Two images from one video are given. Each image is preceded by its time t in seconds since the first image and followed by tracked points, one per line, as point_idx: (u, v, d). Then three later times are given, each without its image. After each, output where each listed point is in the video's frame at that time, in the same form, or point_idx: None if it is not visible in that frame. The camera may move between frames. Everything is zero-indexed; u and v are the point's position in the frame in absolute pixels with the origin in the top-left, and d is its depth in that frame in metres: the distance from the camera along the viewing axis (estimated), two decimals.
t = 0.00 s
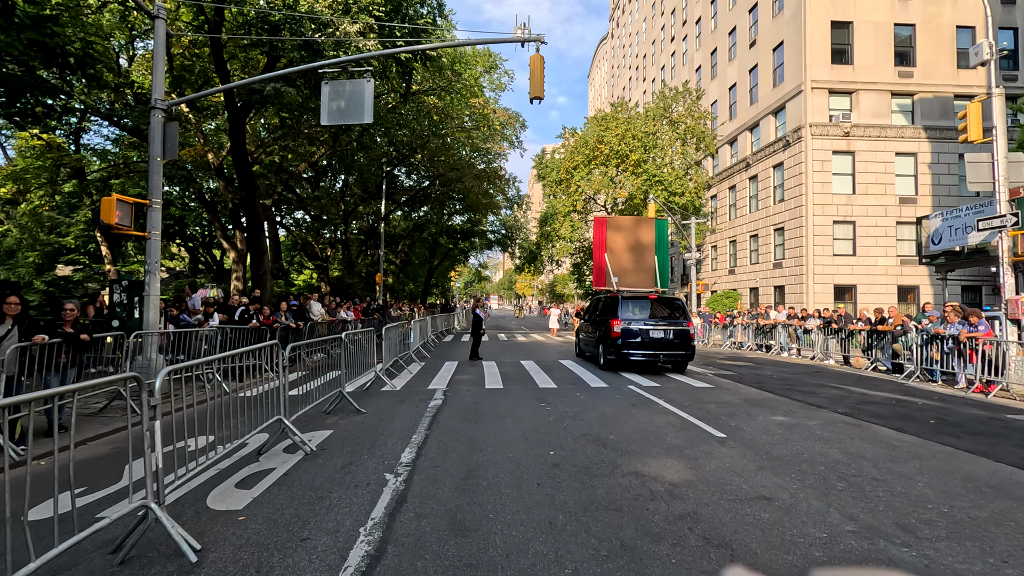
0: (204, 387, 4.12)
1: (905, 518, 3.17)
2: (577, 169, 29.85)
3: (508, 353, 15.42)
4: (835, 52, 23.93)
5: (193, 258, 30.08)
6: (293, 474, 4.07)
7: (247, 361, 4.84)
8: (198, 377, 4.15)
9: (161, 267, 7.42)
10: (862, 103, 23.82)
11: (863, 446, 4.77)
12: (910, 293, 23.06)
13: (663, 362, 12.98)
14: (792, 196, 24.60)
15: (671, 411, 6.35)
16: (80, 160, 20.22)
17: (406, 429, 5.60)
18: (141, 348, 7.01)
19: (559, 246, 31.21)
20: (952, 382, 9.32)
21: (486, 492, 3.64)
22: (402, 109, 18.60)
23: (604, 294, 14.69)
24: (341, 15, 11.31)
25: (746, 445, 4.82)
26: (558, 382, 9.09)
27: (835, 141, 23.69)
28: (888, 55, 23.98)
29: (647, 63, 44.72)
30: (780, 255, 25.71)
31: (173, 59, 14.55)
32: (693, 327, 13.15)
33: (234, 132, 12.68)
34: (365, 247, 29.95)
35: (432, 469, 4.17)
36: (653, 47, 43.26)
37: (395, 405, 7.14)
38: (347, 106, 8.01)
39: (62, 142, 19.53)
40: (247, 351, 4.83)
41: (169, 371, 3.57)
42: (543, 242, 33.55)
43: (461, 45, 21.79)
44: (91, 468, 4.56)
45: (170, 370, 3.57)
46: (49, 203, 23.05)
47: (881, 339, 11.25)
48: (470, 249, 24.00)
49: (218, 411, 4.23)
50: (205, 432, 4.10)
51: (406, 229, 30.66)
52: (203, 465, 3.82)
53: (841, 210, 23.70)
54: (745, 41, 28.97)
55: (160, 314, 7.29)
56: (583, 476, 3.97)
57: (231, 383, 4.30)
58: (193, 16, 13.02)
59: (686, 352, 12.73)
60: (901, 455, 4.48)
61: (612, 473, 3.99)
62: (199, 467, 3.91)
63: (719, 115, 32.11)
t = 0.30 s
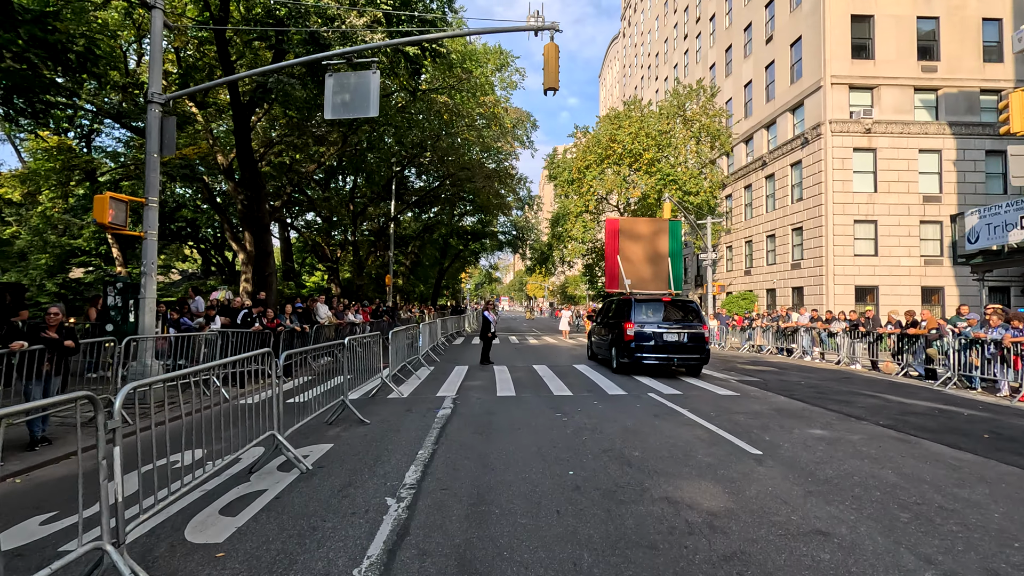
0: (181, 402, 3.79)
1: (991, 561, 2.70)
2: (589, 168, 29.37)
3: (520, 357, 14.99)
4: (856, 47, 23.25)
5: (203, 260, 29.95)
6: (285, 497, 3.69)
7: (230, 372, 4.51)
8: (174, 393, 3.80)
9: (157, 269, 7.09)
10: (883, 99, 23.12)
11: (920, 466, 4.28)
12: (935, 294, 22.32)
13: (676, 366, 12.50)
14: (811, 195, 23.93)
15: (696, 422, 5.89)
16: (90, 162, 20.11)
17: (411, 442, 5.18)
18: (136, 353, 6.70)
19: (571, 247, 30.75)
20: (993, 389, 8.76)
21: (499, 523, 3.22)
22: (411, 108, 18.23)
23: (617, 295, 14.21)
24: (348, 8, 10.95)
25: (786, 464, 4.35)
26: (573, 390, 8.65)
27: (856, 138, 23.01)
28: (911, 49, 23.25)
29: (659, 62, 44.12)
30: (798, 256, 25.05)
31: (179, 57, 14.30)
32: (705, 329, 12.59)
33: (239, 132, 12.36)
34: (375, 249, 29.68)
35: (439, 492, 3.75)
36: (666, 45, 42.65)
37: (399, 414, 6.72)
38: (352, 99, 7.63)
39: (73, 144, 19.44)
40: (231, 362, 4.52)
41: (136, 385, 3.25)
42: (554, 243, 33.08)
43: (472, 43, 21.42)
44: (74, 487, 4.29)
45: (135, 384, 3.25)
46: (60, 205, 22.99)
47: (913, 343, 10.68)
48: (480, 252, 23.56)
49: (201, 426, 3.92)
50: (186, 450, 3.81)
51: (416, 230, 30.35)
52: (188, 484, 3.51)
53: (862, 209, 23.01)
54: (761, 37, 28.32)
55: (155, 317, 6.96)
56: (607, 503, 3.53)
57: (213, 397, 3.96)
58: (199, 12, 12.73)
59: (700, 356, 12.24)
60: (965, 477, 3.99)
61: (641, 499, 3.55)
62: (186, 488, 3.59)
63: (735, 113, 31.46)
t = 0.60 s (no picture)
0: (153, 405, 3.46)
1: None
2: (606, 162, 28.80)
3: (535, 354, 14.56)
4: (884, 33, 22.38)
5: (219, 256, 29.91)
6: (273, 512, 3.29)
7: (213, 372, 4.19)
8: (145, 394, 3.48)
9: (156, 263, 6.79)
10: (913, 86, 22.21)
11: (990, 479, 3.77)
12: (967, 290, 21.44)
13: (694, 363, 11.99)
14: (837, 187, 23.13)
15: (729, 426, 5.40)
16: (105, 159, 20.07)
17: (418, 447, 4.77)
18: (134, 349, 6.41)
19: (586, 243, 30.22)
20: None
21: (513, 546, 2.79)
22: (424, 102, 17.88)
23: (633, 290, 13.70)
24: None
25: (838, 476, 3.85)
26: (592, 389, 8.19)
27: (884, 127, 22.12)
28: (942, 34, 22.31)
29: (677, 54, 43.27)
30: (823, 250, 24.25)
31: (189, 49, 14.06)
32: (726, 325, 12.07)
33: (248, 123, 12.07)
34: (388, 245, 29.43)
35: (445, 507, 3.33)
36: (683, 36, 41.80)
37: (408, 414, 6.32)
38: (358, 82, 7.26)
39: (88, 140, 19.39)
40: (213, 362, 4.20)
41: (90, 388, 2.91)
42: (569, 239, 32.55)
43: (485, 34, 20.99)
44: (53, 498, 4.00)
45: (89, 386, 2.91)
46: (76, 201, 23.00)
47: (953, 340, 10.05)
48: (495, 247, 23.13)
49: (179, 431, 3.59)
50: (164, 456, 3.48)
51: (430, 226, 30.04)
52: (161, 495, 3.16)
53: (890, 202, 22.15)
54: (784, 25, 27.48)
55: (152, 312, 6.64)
56: (636, 523, 3.08)
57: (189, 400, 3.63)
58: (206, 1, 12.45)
59: (721, 352, 11.73)
60: None
61: (676, 519, 3.09)
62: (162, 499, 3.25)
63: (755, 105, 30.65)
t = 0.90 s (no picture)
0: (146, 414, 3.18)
1: None
2: (624, 157, 28.20)
3: (553, 355, 14.10)
4: (917, 20, 21.44)
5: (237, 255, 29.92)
6: (261, 544, 2.91)
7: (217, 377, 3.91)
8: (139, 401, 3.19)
9: (156, 261, 6.49)
10: (948, 76, 21.26)
11: None
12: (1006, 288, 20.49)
13: (714, 363, 11.47)
14: (866, 181, 22.29)
15: (769, 440, 4.89)
16: (122, 158, 20.08)
17: (428, 462, 4.36)
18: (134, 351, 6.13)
19: (605, 240, 29.63)
20: None
21: None
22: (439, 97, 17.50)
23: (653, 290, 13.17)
24: None
25: (906, 505, 3.35)
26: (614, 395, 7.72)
27: (917, 119, 21.23)
28: (979, 21, 21.32)
29: (697, 47, 42.38)
30: (851, 247, 23.40)
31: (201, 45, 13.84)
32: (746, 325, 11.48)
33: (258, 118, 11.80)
34: (404, 243, 29.16)
35: (455, 540, 2.92)
36: (704, 29, 40.90)
37: (416, 422, 5.92)
38: (366, 71, 6.87)
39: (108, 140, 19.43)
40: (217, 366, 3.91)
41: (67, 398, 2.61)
42: (587, 236, 32.02)
43: (501, 27, 20.53)
44: (33, 514, 3.69)
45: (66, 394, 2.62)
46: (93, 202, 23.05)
47: (1003, 343, 9.37)
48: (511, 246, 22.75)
49: (172, 442, 3.28)
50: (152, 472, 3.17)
51: (446, 224, 29.72)
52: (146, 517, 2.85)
53: (924, 196, 21.24)
54: (809, 14, 26.59)
55: (153, 313, 6.34)
56: (677, 564, 2.63)
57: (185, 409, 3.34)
58: None
59: (744, 353, 11.21)
60: None
61: (725, 562, 2.64)
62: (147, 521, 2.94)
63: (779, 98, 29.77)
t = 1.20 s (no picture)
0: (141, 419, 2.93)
1: None
2: (645, 153, 27.56)
3: (574, 355, 13.64)
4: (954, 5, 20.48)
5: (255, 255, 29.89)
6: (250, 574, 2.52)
7: (225, 376, 3.67)
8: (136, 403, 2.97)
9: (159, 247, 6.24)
10: (988, 63, 20.28)
11: None
12: None
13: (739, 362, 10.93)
14: (899, 174, 21.42)
15: (823, 451, 4.38)
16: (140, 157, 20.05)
17: (443, 474, 3.94)
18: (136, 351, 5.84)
19: (625, 238, 28.98)
20: None
21: None
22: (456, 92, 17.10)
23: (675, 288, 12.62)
24: None
25: (1003, 534, 2.85)
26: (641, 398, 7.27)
27: (954, 108, 20.29)
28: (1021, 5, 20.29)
29: (719, 40, 41.43)
30: (883, 243, 22.50)
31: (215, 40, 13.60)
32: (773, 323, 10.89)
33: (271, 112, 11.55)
34: (421, 242, 28.86)
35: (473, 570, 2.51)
36: (726, 22, 39.96)
37: (432, 426, 5.56)
38: (379, 55, 6.50)
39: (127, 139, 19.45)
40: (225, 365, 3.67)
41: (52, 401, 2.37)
42: (605, 234, 31.43)
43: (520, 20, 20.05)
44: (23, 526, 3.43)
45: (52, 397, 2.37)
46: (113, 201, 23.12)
47: None
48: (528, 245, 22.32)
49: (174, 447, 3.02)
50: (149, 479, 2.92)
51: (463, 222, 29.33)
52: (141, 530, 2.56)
53: (962, 189, 20.30)
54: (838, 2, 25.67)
55: (156, 310, 6.05)
56: None
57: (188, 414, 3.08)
58: None
59: (770, 352, 10.65)
60: None
61: None
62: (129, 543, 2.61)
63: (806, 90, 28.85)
